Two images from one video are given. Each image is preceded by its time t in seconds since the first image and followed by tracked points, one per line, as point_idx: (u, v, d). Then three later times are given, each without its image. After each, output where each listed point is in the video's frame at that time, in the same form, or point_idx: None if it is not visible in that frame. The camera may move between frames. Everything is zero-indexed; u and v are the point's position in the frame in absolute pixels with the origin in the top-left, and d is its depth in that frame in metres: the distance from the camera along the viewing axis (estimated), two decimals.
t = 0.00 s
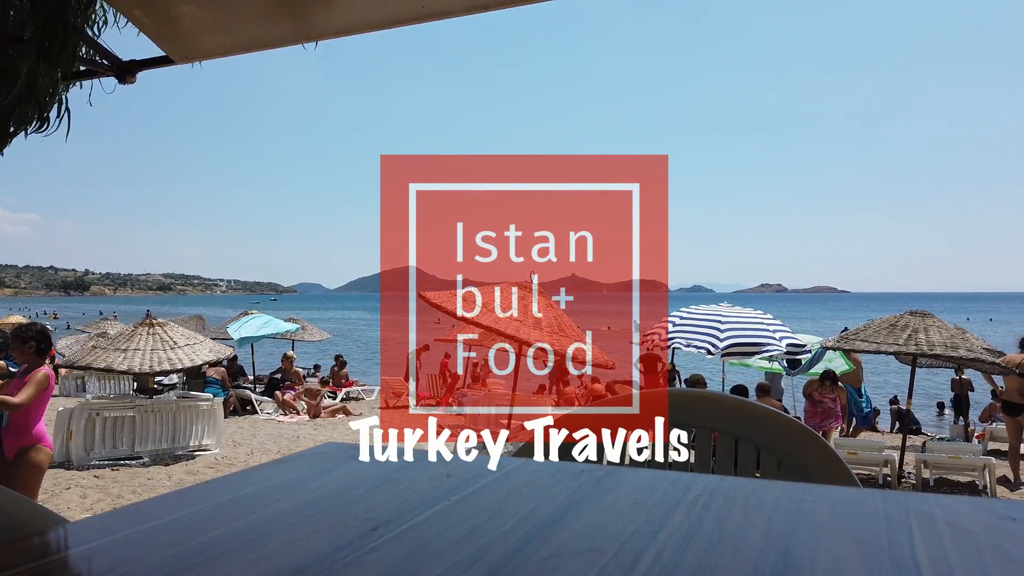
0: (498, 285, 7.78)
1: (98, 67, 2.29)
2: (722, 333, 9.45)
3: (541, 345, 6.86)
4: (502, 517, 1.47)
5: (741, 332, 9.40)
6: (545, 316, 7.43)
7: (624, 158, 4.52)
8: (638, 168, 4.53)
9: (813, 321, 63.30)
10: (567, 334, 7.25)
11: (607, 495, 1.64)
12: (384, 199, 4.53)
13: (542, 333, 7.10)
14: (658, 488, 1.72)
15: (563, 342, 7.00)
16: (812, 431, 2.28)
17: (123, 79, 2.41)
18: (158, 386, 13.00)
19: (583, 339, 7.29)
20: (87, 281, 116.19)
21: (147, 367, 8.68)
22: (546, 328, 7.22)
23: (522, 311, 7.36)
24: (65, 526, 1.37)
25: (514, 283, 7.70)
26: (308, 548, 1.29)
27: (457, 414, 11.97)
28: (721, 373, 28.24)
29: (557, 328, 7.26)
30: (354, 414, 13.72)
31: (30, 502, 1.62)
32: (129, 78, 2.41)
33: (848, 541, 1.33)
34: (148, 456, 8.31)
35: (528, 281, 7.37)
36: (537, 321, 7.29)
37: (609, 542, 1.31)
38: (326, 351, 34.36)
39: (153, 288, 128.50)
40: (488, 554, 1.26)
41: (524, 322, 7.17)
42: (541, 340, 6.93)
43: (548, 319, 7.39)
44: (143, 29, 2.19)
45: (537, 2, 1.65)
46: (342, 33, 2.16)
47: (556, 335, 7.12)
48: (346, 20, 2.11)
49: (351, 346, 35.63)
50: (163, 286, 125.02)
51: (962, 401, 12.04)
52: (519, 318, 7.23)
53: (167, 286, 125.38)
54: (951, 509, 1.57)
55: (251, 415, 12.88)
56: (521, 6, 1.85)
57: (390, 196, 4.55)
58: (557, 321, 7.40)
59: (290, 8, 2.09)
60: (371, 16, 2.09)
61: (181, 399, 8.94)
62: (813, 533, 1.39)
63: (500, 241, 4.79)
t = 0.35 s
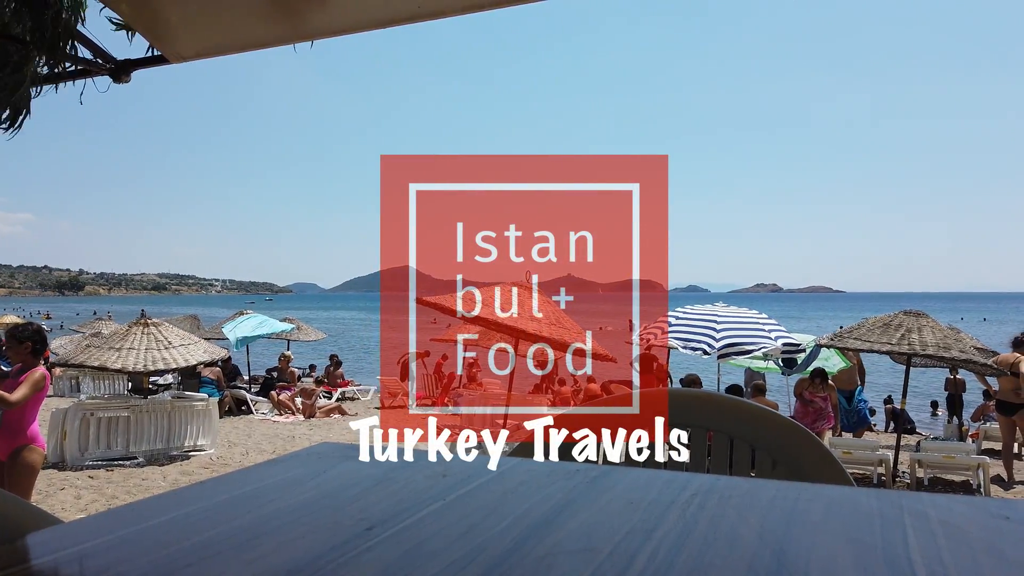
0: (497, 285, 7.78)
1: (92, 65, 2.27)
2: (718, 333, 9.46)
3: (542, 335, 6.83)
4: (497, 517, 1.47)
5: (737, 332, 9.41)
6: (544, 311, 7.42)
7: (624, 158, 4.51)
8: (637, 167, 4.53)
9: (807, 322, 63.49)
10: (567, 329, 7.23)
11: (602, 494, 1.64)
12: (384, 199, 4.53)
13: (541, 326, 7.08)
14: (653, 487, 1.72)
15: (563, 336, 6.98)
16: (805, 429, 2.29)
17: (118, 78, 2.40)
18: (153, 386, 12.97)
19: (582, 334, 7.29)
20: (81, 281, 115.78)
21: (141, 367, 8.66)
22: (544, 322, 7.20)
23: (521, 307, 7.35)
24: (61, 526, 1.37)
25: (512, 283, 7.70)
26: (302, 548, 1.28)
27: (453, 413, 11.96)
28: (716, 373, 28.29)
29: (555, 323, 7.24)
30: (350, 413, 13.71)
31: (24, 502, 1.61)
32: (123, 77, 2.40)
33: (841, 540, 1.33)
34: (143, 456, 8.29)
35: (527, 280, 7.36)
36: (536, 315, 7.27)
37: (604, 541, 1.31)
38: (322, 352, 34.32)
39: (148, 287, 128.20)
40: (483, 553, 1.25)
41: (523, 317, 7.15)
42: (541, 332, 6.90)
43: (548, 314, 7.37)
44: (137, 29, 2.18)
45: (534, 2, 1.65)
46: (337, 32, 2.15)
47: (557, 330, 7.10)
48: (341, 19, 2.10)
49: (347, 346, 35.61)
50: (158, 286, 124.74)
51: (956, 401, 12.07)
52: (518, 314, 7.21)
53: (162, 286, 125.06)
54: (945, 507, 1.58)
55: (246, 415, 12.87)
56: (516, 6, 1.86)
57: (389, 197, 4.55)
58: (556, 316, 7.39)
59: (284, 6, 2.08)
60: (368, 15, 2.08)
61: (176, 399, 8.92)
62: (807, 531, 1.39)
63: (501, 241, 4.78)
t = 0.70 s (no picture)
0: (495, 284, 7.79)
1: (79, 63, 2.26)
2: (709, 333, 9.48)
3: (537, 331, 6.82)
4: (488, 517, 1.47)
5: (728, 332, 9.43)
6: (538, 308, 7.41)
7: (623, 158, 4.51)
8: (634, 168, 4.54)
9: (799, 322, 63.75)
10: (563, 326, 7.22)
11: (593, 494, 1.64)
12: (382, 200, 4.52)
13: (538, 322, 7.08)
14: (644, 487, 1.72)
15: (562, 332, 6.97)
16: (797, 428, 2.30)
17: (107, 77, 2.38)
18: (143, 386, 12.91)
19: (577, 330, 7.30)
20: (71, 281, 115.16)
21: (129, 369, 8.61)
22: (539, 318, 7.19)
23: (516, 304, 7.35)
24: (52, 526, 1.36)
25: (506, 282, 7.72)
26: (293, 548, 1.28)
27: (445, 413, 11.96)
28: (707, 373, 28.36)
29: (551, 321, 7.24)
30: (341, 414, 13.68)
31: (13, 504, 1.60)
32: (112, 75, 2.38)
33: (830, 539, 1.34)
34: (133, 457, 8.26)
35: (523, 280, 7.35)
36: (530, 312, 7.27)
37: (595, 541, 1.32)
38: (314, 352, 34.25)
39: (138, 287, 127.53)
40: (475, 553, 1.25)
41: (520, 315, 7.15)
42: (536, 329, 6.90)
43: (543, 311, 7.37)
44: (126, 26, 2.17)
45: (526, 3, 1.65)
46: (330, 31, 2.15)
47: (554, 326, 7.09)
48: (332, 17, 2.10)
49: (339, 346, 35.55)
50: (149, 285, 124.05)
51: (946, 400, 12.14)
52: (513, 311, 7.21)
53: (152, 286, 124.40)
54: (933, 506, 1.59)
55: (236, 415, 12.82)
56: (509, 6, 1.86)
57: (387, 197, 4.54)
58: (551, 313, 7.39)
59: (275, 4, 2.07)
60: (361, 15, 2.08)
61: (165, 401, 8.88)
62: (796, 530, 1.40)
63: (500, 241, 4.78)
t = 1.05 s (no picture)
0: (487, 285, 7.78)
1: (67, 62, 2.25)
2: (698, 332, 9.51)
3: (519, 332, 6.75)
4: (476, 516, 1.47)
5: (717, 331, 9.47)
6: (524, 310, 7.36)
7: (623, 158, 4.51)
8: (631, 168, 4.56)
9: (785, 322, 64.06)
10: (549, 328, 7.16)
11: (582, 494, 1.64)
12: (382, 199, 4.52)
13: (520, 324, 7.02)
14: (633, 486, 1.72)
15: (547, 335, 6.90)
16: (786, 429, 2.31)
17: (94, 76, 2.37)
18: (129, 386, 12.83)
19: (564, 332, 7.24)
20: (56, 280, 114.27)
21: (115, 370, 8.55)
22: (524, 320, 7.14)
23: (501, 307, 7.33)
24: (39, 528, 1.35)
25: (494, 283, 7.73)
26: (281, 549, 1.28)
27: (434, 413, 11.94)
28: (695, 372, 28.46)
29: (536, 322, 7.17)
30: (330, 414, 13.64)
31: None
32: (100, 74, 2.37)
33: (816, 536, 1.35)
34: (120, 458, 8.21)
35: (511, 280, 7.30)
36: (516, 313, 7.24)
37: (583, 540, 1.32)
38: (302, 351, 34.14)
39: (125, 287, 126.76)
40: (463, 553, 1.25)
41: (504, 317, 7.11)
42: (520, 330, 6.84)
43: (528, 314, 7.30)
44: (114, 26, 2.17)
45: (517, 3, 1.66)
46: (318, 31, 2.14)
47: (539, 329, 7.02)
48: (320, 16, 2.09)
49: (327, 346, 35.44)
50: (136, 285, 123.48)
51: (932, 398, 12.23)
52: (497, 313, 7.18)
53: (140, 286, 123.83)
54: (918, 504, 1.60)
55: (224, 416, 12.77)
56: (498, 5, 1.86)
57: (384, 197, 4.52)
58: (536, 315, 7.33)
59: (264, 4, 2.06)
60: (348, 15, 2.07)
61: (152, 401, 8.83)
62: (783, 529, 1.40)
63: (499, 241, 4.77)
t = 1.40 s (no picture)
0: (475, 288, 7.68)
1: (50, 58, 2.23)
2: (685, 332, 9.54)
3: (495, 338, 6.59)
4: (464, 516, 1.47)
5: (704, 331, 9.51)
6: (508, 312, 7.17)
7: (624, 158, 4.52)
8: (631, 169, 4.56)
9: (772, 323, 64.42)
10: (530, 332, 6.98)
11: (569, 493, 1.65)
12: (381, 198, 4.51)
13: (498, 329, 6.86)
14: (621, 486, 1.73)
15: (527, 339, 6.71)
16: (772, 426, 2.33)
17: (79, 74, 2.35)
18: (114, 387, 12.73)
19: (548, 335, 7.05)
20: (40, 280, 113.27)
21: (101, 370, 8.48)
22: (505, 324, 6.96)
23: (483, 310, 7.20)
24: (24, 528, 1.34)
25: (479, 284, 7.61)
26: (267, 548, 1.27)
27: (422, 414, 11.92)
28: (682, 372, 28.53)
29: (517, 326, 6.98)
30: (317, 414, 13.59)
31: None
32: (85, 72, 2.35)
33: (801, 534, 1.36)
34: (104, 459, 8.14)
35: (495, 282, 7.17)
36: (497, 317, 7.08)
37: (571, 539, 1.32)
38: (289, 352, 34.01)
39: (110, 287, 125.84)
40: (452, 552, 1.26)
41: (484, 321, 6.96)
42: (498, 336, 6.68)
43: (511, 317, 7.10)
44: (100, 23, 2.15)
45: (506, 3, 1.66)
46: (304, 29, 2.13)
47: (519, 334, 6.83)
48: (307, 15, 2.08)
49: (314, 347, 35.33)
50: (120, 285, 122.61)
51: (916, 397, 12.33)
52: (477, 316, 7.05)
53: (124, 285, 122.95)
54: (904, 502, 1.61)
55: (211, 416, 12.69)
56: (486, 5, 1.86)
57: (385, 197, 4.50)
58: (518, 317, 7.13)
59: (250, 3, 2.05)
60: (333, 13, 2.05)
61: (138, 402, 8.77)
62: (770, 527, 1.41)
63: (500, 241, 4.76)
